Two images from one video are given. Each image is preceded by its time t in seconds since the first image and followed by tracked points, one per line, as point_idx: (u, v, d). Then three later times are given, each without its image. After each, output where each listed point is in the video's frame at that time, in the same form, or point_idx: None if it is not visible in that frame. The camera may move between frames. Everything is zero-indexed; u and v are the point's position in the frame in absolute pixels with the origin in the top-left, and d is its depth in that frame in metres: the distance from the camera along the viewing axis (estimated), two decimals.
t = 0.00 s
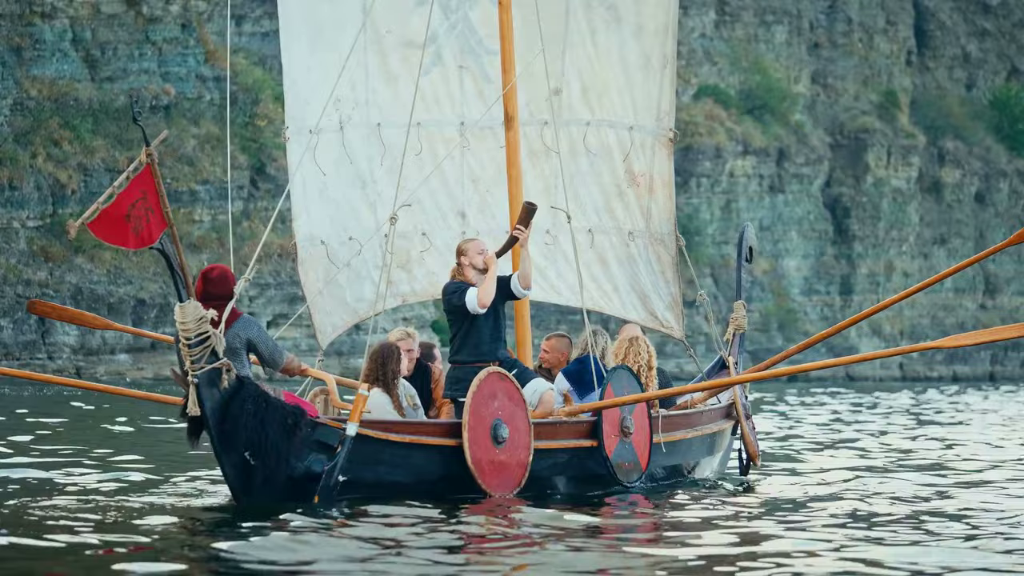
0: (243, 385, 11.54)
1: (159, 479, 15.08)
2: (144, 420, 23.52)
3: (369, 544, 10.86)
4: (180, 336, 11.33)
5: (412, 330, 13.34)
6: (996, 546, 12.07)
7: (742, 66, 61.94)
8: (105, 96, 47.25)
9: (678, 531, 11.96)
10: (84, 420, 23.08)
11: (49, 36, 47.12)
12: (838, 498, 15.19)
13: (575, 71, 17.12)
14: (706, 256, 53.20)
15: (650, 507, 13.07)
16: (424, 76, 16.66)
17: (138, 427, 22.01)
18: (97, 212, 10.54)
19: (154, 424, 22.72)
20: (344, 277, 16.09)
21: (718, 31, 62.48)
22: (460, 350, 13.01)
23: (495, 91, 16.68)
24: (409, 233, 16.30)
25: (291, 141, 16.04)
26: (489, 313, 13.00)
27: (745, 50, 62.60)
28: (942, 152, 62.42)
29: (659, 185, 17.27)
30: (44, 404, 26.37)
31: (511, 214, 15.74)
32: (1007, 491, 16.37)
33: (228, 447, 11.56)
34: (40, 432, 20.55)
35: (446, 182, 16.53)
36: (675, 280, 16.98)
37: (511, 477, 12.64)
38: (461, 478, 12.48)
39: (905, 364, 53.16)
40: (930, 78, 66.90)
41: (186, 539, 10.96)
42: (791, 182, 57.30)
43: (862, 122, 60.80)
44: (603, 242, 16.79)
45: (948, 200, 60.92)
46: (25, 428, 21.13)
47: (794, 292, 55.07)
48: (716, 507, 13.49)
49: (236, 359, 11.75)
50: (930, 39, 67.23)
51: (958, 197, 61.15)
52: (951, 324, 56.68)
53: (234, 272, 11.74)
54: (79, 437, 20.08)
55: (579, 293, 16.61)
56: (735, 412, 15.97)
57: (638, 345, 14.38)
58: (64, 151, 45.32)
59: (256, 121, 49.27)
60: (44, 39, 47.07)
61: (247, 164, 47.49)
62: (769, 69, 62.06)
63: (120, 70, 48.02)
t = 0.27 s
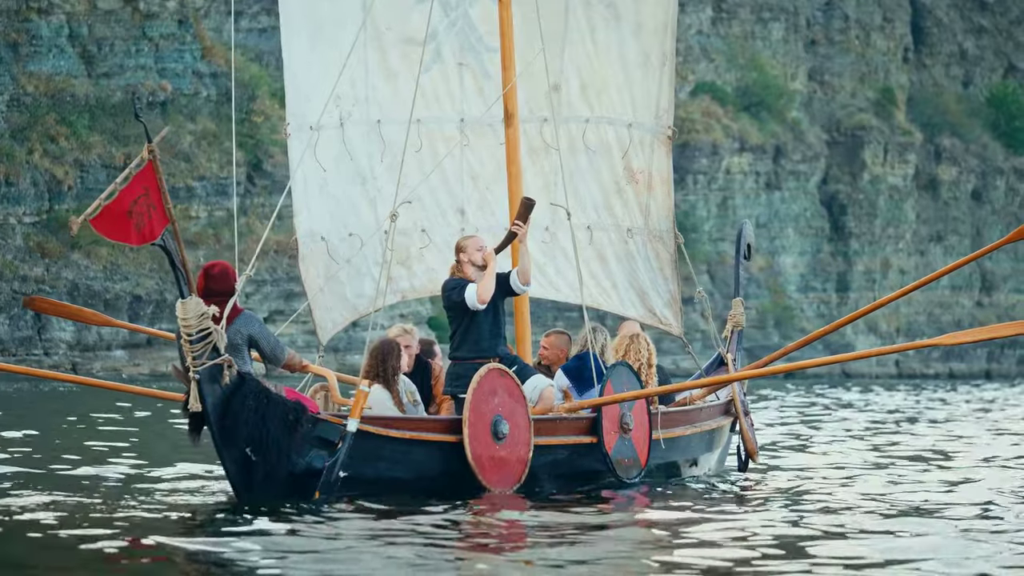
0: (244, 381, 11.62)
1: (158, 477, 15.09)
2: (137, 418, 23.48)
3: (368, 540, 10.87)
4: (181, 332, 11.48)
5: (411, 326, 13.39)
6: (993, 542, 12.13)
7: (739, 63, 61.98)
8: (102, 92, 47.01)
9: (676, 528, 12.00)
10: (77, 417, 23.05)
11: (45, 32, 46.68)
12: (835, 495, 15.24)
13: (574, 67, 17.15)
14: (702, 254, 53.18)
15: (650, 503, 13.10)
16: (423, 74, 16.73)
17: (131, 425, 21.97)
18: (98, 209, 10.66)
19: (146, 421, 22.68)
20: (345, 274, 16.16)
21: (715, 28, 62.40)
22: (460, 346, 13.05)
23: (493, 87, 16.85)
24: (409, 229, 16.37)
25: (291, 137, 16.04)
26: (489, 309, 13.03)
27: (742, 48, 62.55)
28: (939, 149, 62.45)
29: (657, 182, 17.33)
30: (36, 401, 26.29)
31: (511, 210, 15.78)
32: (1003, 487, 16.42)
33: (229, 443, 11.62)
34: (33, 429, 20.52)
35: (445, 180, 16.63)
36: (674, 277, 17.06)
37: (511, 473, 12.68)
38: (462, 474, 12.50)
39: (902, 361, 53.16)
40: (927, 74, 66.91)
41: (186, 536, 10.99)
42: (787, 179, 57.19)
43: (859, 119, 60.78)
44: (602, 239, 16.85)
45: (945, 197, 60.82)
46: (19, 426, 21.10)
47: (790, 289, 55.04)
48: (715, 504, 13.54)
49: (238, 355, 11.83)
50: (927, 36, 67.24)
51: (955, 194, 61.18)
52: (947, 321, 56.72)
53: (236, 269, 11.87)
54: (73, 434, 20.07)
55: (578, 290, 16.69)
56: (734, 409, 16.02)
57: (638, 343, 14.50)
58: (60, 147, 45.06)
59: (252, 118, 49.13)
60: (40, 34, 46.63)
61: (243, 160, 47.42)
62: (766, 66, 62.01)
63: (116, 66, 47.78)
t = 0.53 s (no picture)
0: (246, 377, 11.63)
1: (158, 473, 15.12)
2: (133, 413, 23.46)
3: (369, 537, 10.89)
4: (182, 328, 11.47)
5: (411, 322, 13.43)
6: (988, 537, 12.19)
7: (736, 59, 62.01)
8: (98, 87, 46.87)
9: (674, 523, 12.05)
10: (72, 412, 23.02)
11: (42, 27, 46.55)
12: (833, 491, 15.28)
13: (574, 65, 17.17)
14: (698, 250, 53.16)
15: (648, 499, 13.14)
16: (423, 71, 16.78)
17: (128, 421, 21.97)
18: (100, 205, 10.69)
19: (142, 417, 22.67)
20: (345, 270, 16.21)
21: (712, 24, 62.44)
22: (460, 342, 13.09)
23: (493, 83, 16.89)
24: (409, 226, 16.42)
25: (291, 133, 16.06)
26: (488, 305, 13.06)
27: (739, 44, 62.60)
28: (935, 146, 62.53)
29: (656, 179, 17.36)
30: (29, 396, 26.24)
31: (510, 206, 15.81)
32: (1000, 483, 16.46)
33: (231, 440, 11.66)
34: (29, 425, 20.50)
35: (444, 176, 16.69)
36: (673, 273, 17.11)
37: (512, 469, 12.73)
38: (462, 470, 12.55)
39: (898, 357, 53.21)
40: (924, 71, 66.99)
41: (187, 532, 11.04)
42: (784, 175, 57.17)
43: (856, 115, 60.84)
44: (600, 235, 16.90)
45: (941, 193, 60.96)
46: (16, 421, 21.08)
47: (786, 286, 55.11)
48: (712, 499, 13.59)
49: (238, 351, 11.84)
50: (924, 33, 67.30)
51: (951, 190, 61.26)
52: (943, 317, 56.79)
53: (238, 265, 11.86)
54: (69, 429, 20.05)
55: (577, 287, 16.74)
56: (732, 405, 16.09)
57: (638, 339, 14.56)
58: (56, 143, 44.93)
59: (249, 113, 49.11)
60: (37, 30, 46.50)
61: (239, 156, 47.39)
62: (762, 62, 62.05)
63: (112, 61, 47.62)
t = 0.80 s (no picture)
0: (248, 376, 11.66)
1: (159, 471, 15.13)
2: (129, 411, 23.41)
3: (370, 535, 10.89)
4: (185, 327, 11.50)
5: (412, 320, 13.46)
6: (989, 535, 12.22)
7: (733, 57, 62.04)
8: (95, 85, 46.67)
9: (675, 520, 12.08)
10: (64, 411, 22.92)
11: (39, 24, 46.13)
12: (833, 489, 15.32)
13: (574, 63, 17.20)
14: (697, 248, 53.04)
15: (648, 497, 13.17)
16: (423, 69, 16.81)
17: (124, 419, 21.93)
18: (102, 204, 10.71)
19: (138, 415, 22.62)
20: (346, 268, 16.26)
21: (709, 22, 62.49)
22: (461, 341, 13.10)
23: (493, 81, 16.94)
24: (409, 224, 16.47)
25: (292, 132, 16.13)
26: (489, 303, 13.09)
27: (736, 42, 62.63)
28: (932, 144, 62.60)
29: (656, 177, 17.38)
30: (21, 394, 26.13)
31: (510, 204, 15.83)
32: (999, 481, 16.49)
33: (233, 439, 11.70)
34: (23, 423, 20.40)
35: (445, 175, 16.72)
36: (672, 271, 17.10)
37: (513, 467, 12.74)
38: (464, 468, 12.58)
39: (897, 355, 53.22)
40: (921, 69, 67.11)
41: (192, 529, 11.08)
42: (782, 173, 57.13)
43: (854, 113, 60.87)
44: (600, 233, 16.93)
45: (939, 191, 61.00)
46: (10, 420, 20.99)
47: (784, 284, 55.10)
48: (713, 496, 13.63)
49: (241, 350, 11.87)
50: (921, 30, 67.36)
51: (949, 188, 61.29)
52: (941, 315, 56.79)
53: (240, 264, 11.88)
54: (64, 428, 19.97)
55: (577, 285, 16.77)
56: (732, 403, 16.11)
57: (640, 336, 14.54)
58: (53, 141, 44.73)
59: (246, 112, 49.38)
60: (34, 27, 46.08)
61: (237, 154, 47.28)
62: (759, 60, 62.05)
63: (110, 58, 47.43)
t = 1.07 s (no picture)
0: (252, 378, 11.72)
1: (162, 472, 15.17)
2: (131, 414, 23.45)
3: (369, 536, 10.92)
4: (189, 329, 11.54)
5: (415, 323, 13.50)
6: (988, 536, 12.26)
7: (733, 59, 62.09)
8: (95, 86, 46.60)
9: (677, 521, 12.11)
10: (66, 413, 22.96)
11: (38, 26, 46.50)
12: (835, 490, 15.36)
13: (576, 66, 17.24)
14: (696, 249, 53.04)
15: (651, 499, 13.18)
16: (426, 71, 16.84)
17: (126, 421, 21.97)
18: (106, 207, 10.74)
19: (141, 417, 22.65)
20: (349, 271, 16.38)
21: (709, 23, 62.57)
22: (464, 343, 13.14)
23: (495, 84, 16.92)
24: (412, 227, 16.59)
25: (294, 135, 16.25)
26: (492, 305, 13.12)
27: (736, 43, 62.69)
28: (932, 146, 62.66)
29: (659, 178, 17.37)
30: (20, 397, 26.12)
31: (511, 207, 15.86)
32: (1000, 482, 16.53)
33: (238, 440, 11.76)
34: (26, 426, 20.45)
35: (447, 177, 16.78)
36: (675, 273, 17.06)
37: (517, 468, 12.76)
38: (468, 470, 12.60)
39: (896, 356, 53.25)
40: (921, 71, 67.18)
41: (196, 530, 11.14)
42: (781, 175, 57.18)
43: (853, 115, 60.94)
44: (603, 236, 16.96)
45: (938, 193, 61.12)
46: (11, 422, 20.97)
47: (784, 285, 55.14)
48: (715, 497, 13.66)
49: (245, 352, 11.92)
50: (921, 32, 67.43)
51: (948, 189, 61.35)
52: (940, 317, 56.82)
53: (244, 266, 11.91)
54: (67, 430, 20.02)
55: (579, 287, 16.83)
56: (735, 404, 16.16)
57: (644, 338, 14.50)
58: (53, 142, 44.66)
59: (246, 113, 48.87)
60: (33, 29, 46.46)
61: (237, 155, 47.16)
62: (759, 61, 62.14)
63: (109, 60, 47.38)
